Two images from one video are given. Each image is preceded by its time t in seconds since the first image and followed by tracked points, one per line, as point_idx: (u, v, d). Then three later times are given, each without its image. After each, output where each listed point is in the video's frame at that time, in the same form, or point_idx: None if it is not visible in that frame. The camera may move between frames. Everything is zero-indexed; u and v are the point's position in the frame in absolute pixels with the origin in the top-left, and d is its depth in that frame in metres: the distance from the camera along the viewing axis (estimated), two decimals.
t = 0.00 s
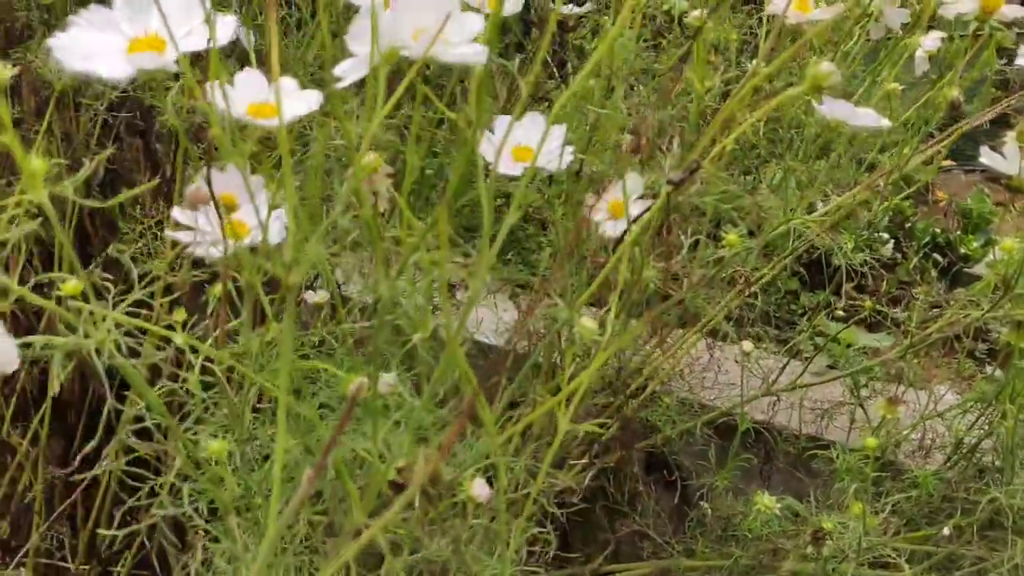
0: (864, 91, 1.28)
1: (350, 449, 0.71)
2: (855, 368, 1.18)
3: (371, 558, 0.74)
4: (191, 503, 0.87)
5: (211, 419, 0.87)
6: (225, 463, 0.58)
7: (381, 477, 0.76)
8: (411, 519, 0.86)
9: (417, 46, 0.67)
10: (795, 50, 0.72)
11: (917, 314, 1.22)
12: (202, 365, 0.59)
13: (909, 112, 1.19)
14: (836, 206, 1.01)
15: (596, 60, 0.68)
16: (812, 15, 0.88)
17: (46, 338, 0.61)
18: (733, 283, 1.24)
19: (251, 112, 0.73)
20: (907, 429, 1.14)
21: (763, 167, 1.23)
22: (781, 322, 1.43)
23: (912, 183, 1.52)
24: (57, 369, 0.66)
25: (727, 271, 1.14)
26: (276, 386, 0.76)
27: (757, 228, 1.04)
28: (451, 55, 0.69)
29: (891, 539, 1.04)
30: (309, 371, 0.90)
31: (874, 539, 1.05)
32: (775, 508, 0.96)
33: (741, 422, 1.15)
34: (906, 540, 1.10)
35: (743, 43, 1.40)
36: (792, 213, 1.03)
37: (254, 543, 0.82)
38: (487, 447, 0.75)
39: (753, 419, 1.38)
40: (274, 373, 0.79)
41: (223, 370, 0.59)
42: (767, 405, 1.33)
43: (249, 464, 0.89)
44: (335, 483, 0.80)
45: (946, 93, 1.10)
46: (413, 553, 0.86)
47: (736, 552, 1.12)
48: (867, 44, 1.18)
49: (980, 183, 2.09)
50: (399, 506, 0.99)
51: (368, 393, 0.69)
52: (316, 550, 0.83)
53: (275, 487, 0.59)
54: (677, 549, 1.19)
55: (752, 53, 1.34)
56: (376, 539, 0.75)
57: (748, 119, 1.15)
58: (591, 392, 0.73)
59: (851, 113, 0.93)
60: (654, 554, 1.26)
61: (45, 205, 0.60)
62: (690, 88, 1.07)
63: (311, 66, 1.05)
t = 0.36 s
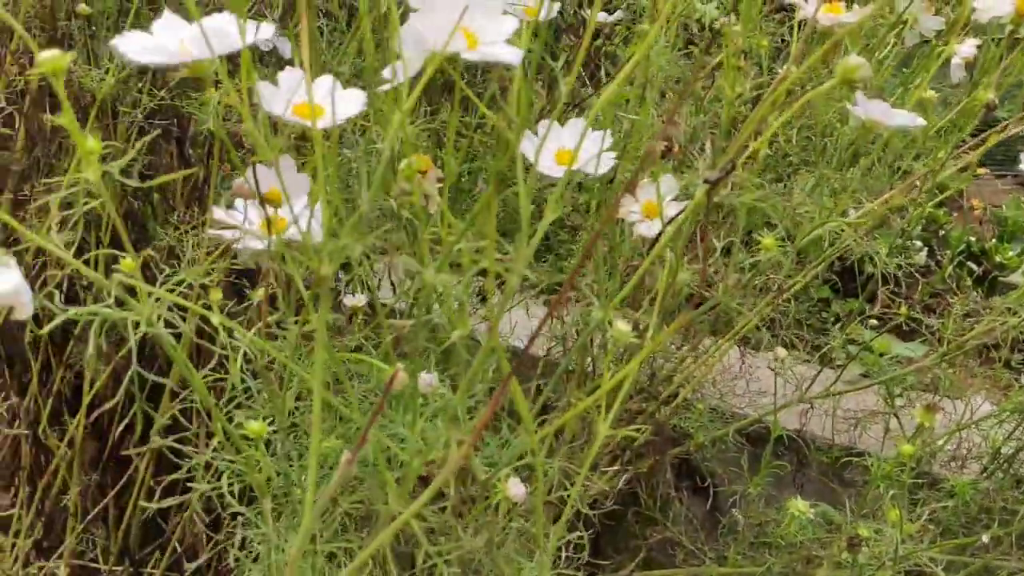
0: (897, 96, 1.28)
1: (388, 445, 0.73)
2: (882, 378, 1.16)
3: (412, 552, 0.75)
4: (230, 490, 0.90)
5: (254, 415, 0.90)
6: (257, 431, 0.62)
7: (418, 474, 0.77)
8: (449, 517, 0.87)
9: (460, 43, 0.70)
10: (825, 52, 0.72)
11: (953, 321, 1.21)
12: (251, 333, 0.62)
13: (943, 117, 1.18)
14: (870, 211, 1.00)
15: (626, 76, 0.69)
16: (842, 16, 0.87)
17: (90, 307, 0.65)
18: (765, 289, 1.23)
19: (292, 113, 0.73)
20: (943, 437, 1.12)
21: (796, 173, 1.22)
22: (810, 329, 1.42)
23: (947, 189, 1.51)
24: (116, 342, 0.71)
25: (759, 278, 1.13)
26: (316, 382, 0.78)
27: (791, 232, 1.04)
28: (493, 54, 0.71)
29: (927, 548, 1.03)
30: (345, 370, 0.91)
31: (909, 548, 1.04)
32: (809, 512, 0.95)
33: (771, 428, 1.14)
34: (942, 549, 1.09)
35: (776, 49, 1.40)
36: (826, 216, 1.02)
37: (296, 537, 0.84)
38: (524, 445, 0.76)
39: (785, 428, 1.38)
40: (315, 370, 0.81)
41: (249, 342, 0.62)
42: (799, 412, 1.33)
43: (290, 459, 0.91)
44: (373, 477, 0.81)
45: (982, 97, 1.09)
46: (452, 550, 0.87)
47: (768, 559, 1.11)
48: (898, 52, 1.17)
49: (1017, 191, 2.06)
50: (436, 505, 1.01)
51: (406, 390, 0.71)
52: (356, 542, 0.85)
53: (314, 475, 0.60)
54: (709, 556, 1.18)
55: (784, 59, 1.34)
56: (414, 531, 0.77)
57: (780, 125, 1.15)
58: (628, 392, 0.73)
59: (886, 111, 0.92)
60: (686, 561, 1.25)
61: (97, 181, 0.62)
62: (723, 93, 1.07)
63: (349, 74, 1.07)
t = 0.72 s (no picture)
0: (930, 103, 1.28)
1: (426, 445, 0.74)
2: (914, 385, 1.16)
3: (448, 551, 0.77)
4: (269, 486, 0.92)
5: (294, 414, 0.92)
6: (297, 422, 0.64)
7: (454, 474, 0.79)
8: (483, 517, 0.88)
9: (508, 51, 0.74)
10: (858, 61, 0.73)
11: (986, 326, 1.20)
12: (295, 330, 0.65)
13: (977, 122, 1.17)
14: (901, 216, 1.00)
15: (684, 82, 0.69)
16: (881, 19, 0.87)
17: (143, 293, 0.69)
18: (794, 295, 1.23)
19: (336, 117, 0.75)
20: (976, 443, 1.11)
21: (825, 180, 1.22)
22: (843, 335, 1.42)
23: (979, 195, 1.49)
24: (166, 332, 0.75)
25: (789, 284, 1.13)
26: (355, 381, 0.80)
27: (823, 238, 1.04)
28: (537, 66, 0.75)
29: (961, 554, 1.02)
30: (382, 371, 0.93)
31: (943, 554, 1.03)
32: (840, 518, 0.95)
33: (802, 434, 1.14)
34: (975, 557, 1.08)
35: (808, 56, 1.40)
36: (859, 221, 1.02)
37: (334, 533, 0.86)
38: (558, 448, 0.77)
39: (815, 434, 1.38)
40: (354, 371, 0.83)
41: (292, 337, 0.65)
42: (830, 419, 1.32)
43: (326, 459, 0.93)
44: (410, 478, 0.83)
45: (1016, 102, 1.08)
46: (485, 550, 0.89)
47: (799, 564, 1.10)
48: (932, 60, 1.17)
49: None
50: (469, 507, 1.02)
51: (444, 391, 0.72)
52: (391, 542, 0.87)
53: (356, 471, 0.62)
54: (738, 562, 1.18)
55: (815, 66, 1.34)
56: (450, 529, 0.78)
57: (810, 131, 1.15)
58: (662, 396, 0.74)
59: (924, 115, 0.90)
60: (716, 568, 1.25)
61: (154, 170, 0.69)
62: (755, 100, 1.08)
63: (387, 83, 1.09)
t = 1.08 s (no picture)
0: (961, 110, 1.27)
1: (452, 449, 0.74)
2: (942, 395, 1.15)
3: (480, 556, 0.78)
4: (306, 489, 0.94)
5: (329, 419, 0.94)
6: (337, 426, 0.67)
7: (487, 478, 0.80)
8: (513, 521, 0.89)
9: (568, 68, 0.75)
10: (890, 69, 0.73)
11: (1015, 336, 1.19)
12: (337, 337, 0.68)
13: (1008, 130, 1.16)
14: (929, 224, 0.99)
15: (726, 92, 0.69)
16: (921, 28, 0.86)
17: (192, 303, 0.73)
18: (820, 303, 1.22)
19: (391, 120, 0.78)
20: (1004, 452, 1.10)
21: (851, 186, 1.22)
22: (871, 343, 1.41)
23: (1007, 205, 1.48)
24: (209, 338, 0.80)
25: (814, 292, 1.12)
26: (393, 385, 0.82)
27: (849, 245, 1.03)
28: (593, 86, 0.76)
29: (991, 564, 1.00)
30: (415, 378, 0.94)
31: (972, 564, 1.02)
32: (866, 527, 0.94)
33: (830, 443, 1.14)
34: (1005, 569, 1.07)
35: (837, 64, 1.40)
36: (890, 229, 1.01)
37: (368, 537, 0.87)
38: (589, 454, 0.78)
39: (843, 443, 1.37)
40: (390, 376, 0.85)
41: (334, 345, 0.68)
42: (857, 428, 1.32)
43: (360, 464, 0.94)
44: (439, 482, 0.84)
45: None
46: (509, 556, 0.89)
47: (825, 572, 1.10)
48: (963, 66, 1.17)
49: None
50: (500, 513, 1.03)
51: (479, 396, 0.73)
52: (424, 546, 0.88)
53: (392, 474, 0.63)
54: (762, 570, 1.17)
55: (842, 73, 1.34)
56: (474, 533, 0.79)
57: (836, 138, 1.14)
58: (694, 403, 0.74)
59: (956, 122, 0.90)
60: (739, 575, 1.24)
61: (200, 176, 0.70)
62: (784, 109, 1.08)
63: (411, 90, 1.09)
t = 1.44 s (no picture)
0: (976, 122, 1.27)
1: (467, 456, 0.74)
2: (954, 406, 1.15)
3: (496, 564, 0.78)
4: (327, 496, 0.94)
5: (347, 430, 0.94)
6: (370, 440, 0.69)
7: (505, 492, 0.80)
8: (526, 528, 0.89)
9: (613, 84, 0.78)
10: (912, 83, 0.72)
11: None
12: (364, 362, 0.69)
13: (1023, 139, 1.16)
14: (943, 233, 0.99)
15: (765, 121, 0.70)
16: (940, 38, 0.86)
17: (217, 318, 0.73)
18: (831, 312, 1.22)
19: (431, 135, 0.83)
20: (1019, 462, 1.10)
21: (864, 194, 1.21)
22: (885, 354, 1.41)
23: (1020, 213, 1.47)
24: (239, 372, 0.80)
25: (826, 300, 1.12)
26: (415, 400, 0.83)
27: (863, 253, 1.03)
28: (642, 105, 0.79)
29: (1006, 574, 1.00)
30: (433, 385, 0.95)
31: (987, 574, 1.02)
32: (881, 535, 0.94)
33: (843, 451, 1.14)
34: None
35: (853, 74, 1.40)
36: (906, 239, 1.01)
37: (387, 545, 0.88)
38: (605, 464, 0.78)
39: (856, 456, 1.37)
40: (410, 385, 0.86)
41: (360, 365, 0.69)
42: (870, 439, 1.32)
43: (378, 473, 0.95)
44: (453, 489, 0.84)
45: None
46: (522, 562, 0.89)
47: None
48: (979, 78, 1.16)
49: None
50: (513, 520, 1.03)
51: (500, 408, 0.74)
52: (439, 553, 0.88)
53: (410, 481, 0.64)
54: None
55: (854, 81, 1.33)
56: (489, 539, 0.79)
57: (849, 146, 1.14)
58: (713, 414, 0.74)
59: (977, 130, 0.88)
60: None
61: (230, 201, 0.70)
62: (800, 119, 1.09)
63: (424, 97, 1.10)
